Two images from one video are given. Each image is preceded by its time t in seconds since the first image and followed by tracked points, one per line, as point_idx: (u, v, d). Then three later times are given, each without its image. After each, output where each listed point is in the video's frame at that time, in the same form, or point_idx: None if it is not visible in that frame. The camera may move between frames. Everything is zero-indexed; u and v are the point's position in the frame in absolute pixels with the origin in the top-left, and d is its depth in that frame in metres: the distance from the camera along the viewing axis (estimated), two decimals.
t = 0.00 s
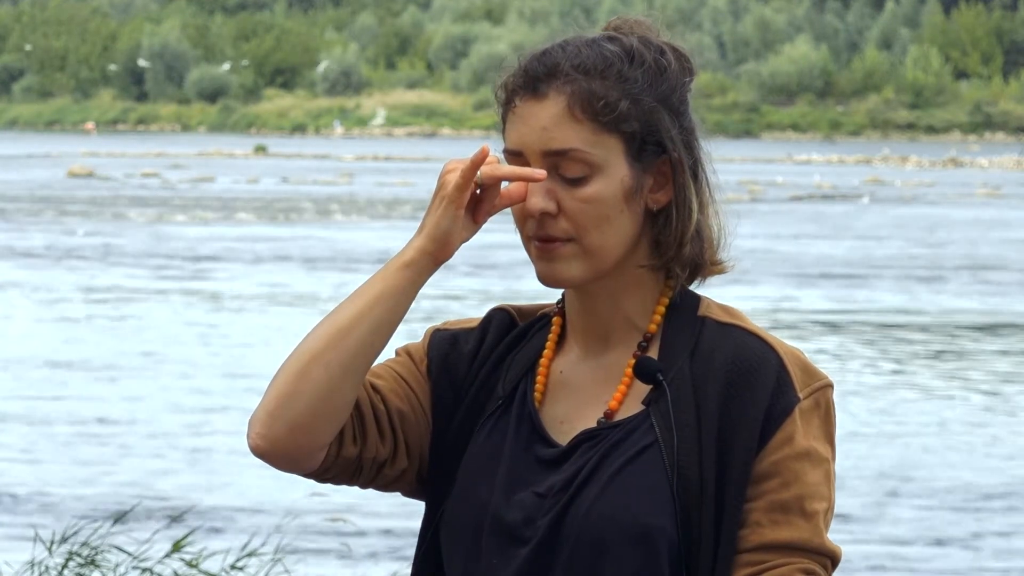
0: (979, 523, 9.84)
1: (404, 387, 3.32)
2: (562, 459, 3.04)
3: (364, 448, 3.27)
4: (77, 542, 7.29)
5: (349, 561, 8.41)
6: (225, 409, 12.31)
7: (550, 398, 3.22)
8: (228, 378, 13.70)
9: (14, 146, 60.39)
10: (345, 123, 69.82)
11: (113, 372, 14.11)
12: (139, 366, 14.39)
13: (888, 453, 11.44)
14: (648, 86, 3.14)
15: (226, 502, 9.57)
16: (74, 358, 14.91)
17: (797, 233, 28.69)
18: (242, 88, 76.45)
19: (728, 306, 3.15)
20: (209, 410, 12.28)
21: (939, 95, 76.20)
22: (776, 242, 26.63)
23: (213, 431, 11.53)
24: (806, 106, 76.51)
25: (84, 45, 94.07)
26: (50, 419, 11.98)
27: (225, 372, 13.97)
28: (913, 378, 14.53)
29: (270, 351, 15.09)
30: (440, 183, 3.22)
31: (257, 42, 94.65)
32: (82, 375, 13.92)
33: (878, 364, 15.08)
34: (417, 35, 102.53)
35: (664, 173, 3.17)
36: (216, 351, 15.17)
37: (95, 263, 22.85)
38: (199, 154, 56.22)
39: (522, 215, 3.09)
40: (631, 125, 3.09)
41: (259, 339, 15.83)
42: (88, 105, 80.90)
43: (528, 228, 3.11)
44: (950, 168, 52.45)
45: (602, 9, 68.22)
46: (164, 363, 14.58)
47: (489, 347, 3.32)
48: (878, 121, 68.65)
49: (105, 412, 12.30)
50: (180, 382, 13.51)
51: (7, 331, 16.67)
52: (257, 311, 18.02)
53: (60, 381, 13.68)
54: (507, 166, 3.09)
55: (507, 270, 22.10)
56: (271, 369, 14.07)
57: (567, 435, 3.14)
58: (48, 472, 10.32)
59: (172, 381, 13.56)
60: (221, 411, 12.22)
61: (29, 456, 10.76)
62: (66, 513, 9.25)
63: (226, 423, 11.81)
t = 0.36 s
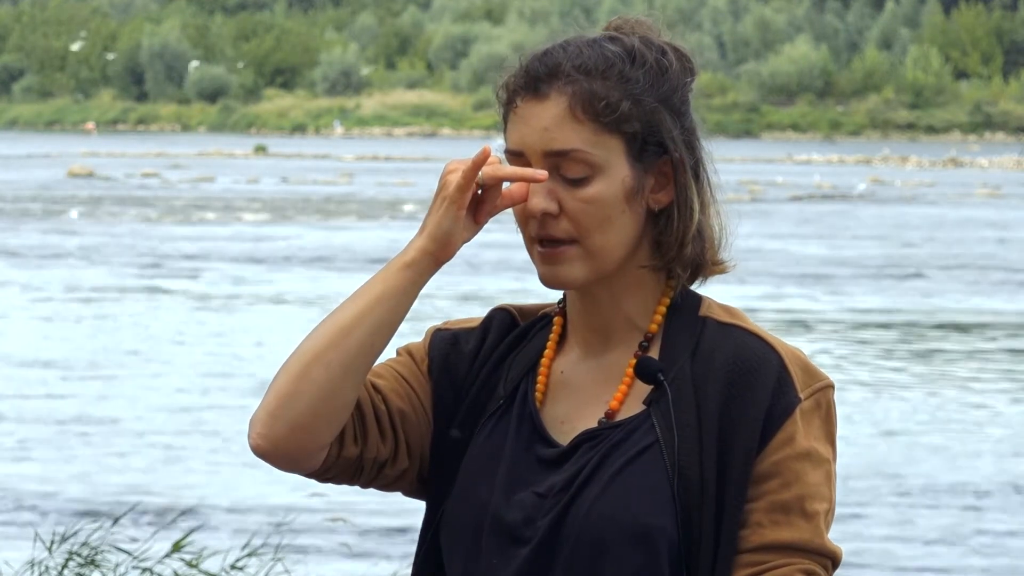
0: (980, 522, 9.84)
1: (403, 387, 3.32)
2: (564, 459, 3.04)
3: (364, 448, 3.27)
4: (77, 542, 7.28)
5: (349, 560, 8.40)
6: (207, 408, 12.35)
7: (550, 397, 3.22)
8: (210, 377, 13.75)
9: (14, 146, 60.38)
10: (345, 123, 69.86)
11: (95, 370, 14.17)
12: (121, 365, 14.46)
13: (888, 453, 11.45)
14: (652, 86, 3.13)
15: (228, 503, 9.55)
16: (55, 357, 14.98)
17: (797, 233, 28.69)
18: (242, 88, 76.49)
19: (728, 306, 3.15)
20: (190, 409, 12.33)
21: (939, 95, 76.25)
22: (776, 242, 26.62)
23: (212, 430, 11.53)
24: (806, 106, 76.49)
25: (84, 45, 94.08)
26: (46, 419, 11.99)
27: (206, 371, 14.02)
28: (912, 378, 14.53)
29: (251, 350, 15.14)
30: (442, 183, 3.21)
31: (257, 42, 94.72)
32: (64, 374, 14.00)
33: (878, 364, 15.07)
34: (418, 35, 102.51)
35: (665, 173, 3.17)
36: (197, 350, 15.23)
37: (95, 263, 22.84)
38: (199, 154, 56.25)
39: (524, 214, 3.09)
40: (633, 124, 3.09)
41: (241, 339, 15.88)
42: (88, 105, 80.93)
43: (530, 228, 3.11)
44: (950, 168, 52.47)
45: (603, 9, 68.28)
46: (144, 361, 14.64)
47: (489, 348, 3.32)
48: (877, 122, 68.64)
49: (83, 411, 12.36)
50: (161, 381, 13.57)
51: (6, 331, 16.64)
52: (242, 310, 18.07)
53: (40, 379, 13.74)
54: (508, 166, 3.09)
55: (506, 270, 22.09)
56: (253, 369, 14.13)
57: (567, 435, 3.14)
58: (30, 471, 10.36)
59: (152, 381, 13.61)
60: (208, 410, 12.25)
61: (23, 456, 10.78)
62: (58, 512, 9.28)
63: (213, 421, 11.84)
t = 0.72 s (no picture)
0: (978, 522, 9.85)
1: (405, 386, 3.32)
2: (565, 459, 3.04)
3: (365, 447, 3.27)
4: (78, 542, 7.28)
5: (350, 559, 8.42)
6: (187, 407, 12.42)
7: (551, 399, 3.22)
8: (187, 376, 13.83)
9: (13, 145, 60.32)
10: (345, 123, 69.86)
11: (74, 369, 14.25)
12: (100, 364, 14.53)
13: (889, 453, 11.44)
14: (654, 85, 3.14)
15: (227, 502, 9.55)
16: (41, 356, 15.02)
17: (796, 233, 28.68)
18: (242, 88, 76.48)
19: (729, 306, 3.15)
20: (167, 408, 12.39)
21: (938, 95, 76.22)
22: (776, 242, 26.60)
23: (205, 430, 11.57)
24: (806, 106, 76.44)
25: (84, 45, 94.05)
26: (37, 417, 12.04)
27: (183, 371, 14.09)
28: (915, 379, 14.49)
29: (231, 349, 15.21)
30: (442, 183, 3.21)
31: (257, 41, 94.74)
32: (42, 372, 14.06)
33: (878, 365, 15.07)
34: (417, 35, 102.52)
35: (666, 173, 3.17)
36: (175, 350, 15.29)
37: (95, 263, 22.83)
38: (199, 154, 56.22)
39: (524, 214, 3.09)
40: (633, 125, 3.10)
41: (220, 338, 15.94)
42: (88, 105, 80.94)
43: (529, 226, 3.11)
44: (950, 169, 52.45)
45: (604, 9, 68.27)
46: (121, 360, 14.72)
47: (490, 348, 3.32)
48: (877, 121, 68.58)
49: (59, 409, 12.42)
50: (137, 381, 13.62)
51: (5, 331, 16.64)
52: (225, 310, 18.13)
53: (19, 378, 13.81)
54: (509, 166, 3.09)
55: (505, 270, 22.08)
56: (231, 368, 14.20)
57: (568, 435, 3.14)
58: (12, 470, 10.39)
59: (130, 380, 13.68)
60: (191, 409, 12.32)
61: (17, 454, 10.84)
62: (45, 509, 9.33)
63: (194, 421, 11.88)
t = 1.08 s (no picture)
0: (979, 522, 9.85)
1: (405, 384, 3.32)
2: (566, 459, 3.04)
3: (365, 445, 3.27)
4: (78, 541, 7.26)
5: (351, 558, 8.41)
6: (172, 405, 12.49)
7: (553, 397, 3.22)
8: (166, 375, 13.89)
9: (13, 145, 60.24)
10: (346, 124, 69.80)
11: (56, 368, 14.30)
12: (81, 363, 14.58)
13: (888, 453, 11.42)
14: (655, 85, 3.14)
15: (227, 502, 9.55)
16: (40, 357, 15.02)
17: (796, 233, 28.65)
18: (242, 88, 76.44)
19: (730, 305, 3.15)
20: (159, 407, 12.41)
21: (938, 96, 76.16)
22: (776, 242, 26.58)
23: (193, 428, 11.61)
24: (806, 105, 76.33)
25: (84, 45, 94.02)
26: (22, 416, 12.11)
27: (162, 369, 14.15)
28: (916, 379, 14.48)
29: (212, 348, 15.26)
30: (444, 177, 3.21)
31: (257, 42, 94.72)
32: (23, 372, 14.11)
33: (878, 365, 15.05)
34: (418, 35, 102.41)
35: (667, 172, 3.17)
36: (155, 349, 15.33)
37: (95, 264, 22.80)
38: (199, 154, 56.17)
39: (525, 211, 3.09)
40: (635, 122, 3.10)
41: (200, 336, 15.99)
42: (88, 105, 80.91)
43: (531, 224, 3.11)
44: (951, 168, 52.37)
45: (604, 9, 68.24)
46: (100, 360, 14.76)
47: (492, 348, 3.32)
48: (877, 121, 68.42)
49: (39, 407, 12.47)
50: (115, 380, 13.66)
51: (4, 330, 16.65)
52: (208, 309, 18.18)
53: (11, 377, 13.82)
54: (510, 165, 3.09)
55: (505, 270, 22.06)
56: (211, 367, 14.26)
57: (568, 434, 3.15)
58: (10, 471, 10.38)
59: (109, 379, 13.73)
60: (177, 407, 12.38)
61: (13, 454, 10.86)
62: (30, 506, 9.39)
63: (177, 419, 11.94)
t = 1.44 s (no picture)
0: (981, 522, 9.83)
1: (405, 385, 3.32)
2: (565, 458, 3.05)
3: (365, 444, 3.27)
4: (77, 542, 7.25)
5: (351, 559, 8.39)
6: (158, 404, 12.55)
7: (553, 396, 3.22)
8: (154, 374, 13.92)
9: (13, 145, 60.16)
10: (345, 123, 69.76)
11: (45, 367, 14.33)
12: (81, 363, 14.55)
13: (889, 453, 11.41)
14: (655, 84, 3.14)
15: (226, 502, 9.53)
16: (39, 357, 14.99)
17: (796, 233, 28.61)
18: (242, 88, 76.38)
19: (730, 306, 3.15)
20: (158, 408, 12.40)
21: (939, 96, 76.08)
22: (776, 242, 26.55)
23: (184, 427, 11.64)
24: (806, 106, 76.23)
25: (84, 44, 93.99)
26: (18, 416, 12.12)
27: (163, 369, 14.13)
28: (916, 379, 14.47)
29: (207, 348, 15.26)
30: (443, 175, 3.22)
31: (257, 42, 94.64)
32: (16, 372, 14.10)
33: (878, 365, 15.03)
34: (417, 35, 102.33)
35: (667, 171, 3.18)
36: (137, 348, 15.40)
37: (95, 263, 22.76)
38: (199, 154, 56.12)
39: (525, 207, 3.10)
40: (635, 121, 3.11)
41: (188, 337, 16.02)
42: (88, 105, 80.86)
43: (531, 222, 3.12)
44: (951, 168, 52.31)
45: (603, 8, 68.18)
46: (82, 359, 14.82)
47: (491, 347, 3.32)
48: (877, 121, 68.30)
49: (21, 406, 12.53)
50: (97, 378, 13.73)
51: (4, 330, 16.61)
52: (192, 308, 18.25)
53: (10, 377, 13.81)
54: (510, 162, 3.10)
55: (505, 269, 22.04)
56: (200, 366, 14.28)
57: (568, 434, 3.15)
58: (11, 471, 10.36)
59: (102, 379, 13.74)
60: (165, 406, 12.43)
61: (13, 454, 10.85)
62: (31, 507, 9.38)
63: (163, 417, 12.00)
